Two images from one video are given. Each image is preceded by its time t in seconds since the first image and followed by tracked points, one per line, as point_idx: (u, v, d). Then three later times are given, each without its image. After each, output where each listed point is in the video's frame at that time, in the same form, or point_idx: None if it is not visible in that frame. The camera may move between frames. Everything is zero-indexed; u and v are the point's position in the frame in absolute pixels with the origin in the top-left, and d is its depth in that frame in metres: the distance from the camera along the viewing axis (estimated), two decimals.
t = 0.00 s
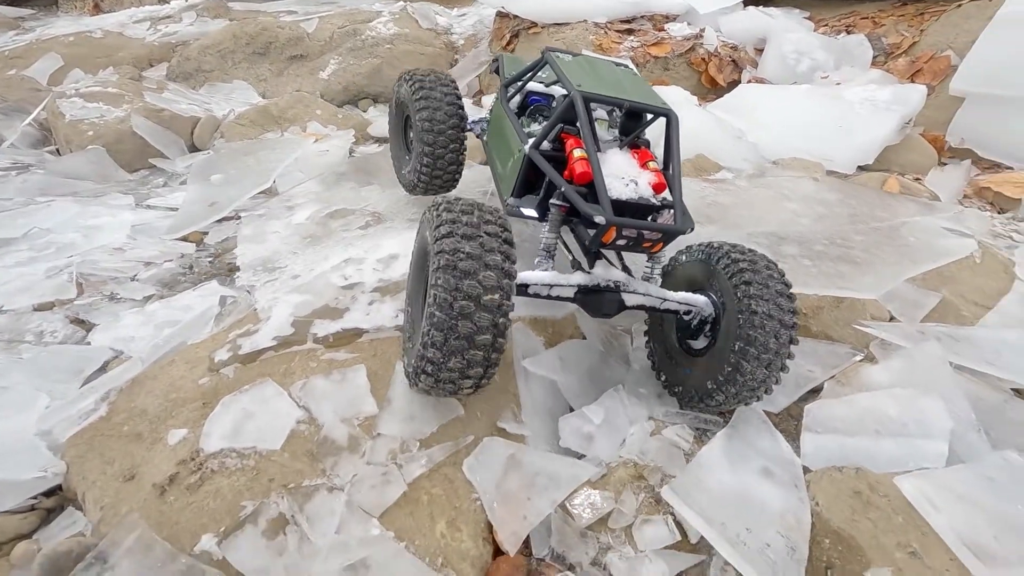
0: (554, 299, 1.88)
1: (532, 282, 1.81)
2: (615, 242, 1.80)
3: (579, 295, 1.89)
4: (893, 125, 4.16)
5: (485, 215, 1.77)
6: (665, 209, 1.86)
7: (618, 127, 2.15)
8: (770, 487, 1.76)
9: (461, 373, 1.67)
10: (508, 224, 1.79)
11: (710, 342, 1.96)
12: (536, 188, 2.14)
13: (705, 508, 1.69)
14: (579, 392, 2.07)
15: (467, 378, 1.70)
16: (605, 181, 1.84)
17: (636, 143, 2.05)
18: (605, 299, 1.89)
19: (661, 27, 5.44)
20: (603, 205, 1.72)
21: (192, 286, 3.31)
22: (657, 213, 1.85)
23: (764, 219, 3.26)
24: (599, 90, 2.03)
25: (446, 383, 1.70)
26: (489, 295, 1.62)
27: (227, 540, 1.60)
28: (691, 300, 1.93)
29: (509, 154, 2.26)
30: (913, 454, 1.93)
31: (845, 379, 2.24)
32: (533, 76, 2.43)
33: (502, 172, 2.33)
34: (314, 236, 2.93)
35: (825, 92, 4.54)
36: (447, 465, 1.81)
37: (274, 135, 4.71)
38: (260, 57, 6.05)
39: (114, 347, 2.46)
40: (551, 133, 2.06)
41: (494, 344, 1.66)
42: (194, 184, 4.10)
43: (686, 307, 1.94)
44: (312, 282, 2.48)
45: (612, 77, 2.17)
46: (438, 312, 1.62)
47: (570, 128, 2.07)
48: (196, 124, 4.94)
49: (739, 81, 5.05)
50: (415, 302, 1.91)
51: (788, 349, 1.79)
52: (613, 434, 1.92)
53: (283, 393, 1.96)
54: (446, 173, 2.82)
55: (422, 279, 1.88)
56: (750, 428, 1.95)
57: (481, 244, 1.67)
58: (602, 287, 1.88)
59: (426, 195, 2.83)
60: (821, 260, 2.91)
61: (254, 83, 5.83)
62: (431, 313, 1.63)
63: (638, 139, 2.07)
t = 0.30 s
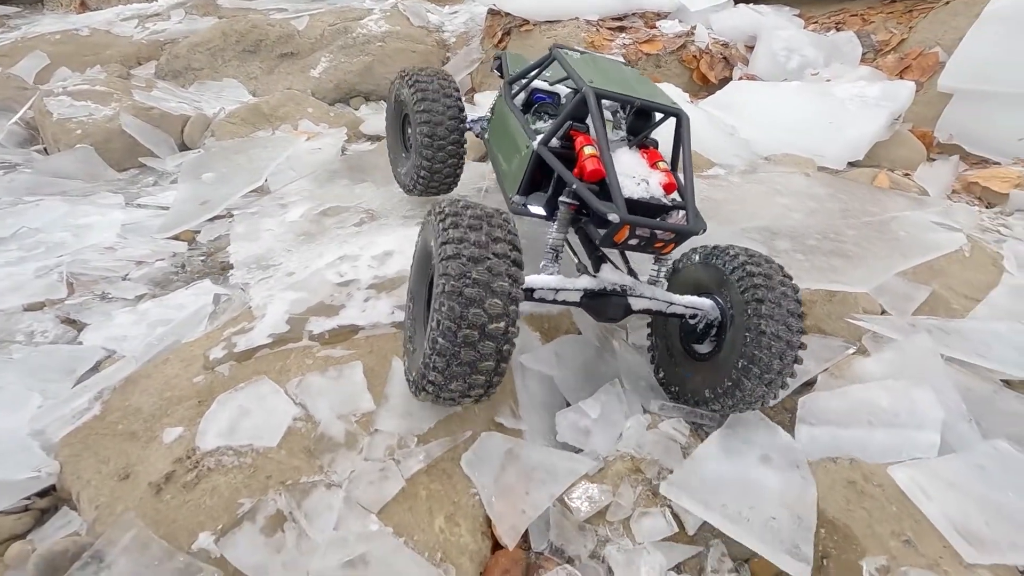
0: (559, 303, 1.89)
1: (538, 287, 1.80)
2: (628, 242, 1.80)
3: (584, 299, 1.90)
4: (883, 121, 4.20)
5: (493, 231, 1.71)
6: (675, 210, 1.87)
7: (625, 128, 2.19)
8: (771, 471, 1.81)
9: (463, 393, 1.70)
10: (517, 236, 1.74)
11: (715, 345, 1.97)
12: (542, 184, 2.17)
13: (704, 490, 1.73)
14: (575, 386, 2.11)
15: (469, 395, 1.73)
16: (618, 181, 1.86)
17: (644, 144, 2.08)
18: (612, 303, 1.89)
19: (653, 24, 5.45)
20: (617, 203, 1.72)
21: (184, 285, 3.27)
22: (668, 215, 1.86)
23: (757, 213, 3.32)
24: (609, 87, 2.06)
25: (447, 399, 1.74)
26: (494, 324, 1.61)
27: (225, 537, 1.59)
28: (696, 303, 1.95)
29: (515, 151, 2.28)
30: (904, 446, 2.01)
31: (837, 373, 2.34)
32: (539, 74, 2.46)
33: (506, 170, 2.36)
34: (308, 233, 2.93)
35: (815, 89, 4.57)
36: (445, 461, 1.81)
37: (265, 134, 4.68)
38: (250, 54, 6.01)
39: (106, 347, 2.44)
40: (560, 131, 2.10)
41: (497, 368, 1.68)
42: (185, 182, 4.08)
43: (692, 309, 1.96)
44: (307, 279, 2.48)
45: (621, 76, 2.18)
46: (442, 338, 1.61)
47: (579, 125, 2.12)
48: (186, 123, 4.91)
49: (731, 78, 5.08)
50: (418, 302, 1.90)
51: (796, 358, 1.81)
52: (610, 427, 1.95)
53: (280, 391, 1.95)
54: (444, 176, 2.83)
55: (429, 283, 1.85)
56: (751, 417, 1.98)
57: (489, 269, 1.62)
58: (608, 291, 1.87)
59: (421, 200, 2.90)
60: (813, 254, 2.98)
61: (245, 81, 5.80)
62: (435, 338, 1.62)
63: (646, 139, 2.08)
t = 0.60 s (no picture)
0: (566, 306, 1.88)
1: (544, 291, 1.80)
2: (637, 241, 1.81)
3: (592, 301, 1.89)
4: (874, 119, 4.22)
5: (497, 249, 1.68)
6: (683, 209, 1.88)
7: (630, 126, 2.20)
8: (773, 462, 1.82)
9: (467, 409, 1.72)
10: (522, 249, 1.72)
11: (724, 347, 1.99)
12: (547, 182, 2.18)
13: (710, 485, 1.74)
14: (571, 384, 2.15)
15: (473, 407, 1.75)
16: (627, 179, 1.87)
17: (650, 142, 2.09)
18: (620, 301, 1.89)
19: (646, 22, 5.47)
20: (628, 201, 1.73)
21: (177, 284, 3.25)
22: (676, 213, 1.87)
23: (750, 210, 3.35)
24: (615, 84, 2.07)
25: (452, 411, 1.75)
26: (498, 345, 1.61)
27: (221, 535, 1.59)
28: (705, 304, 1.97)
29: (519, 150, 2.28)
30: (897, 437, 2.05)
31: (830, 368, 2.35)
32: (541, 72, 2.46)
33: (510, 168, 2.36)
34: (302, 232, 2.92)
35: (808, 87, 4.60)
36: (441, 457, 1.81)
37: (259, 133, 4.67)
38: (242, 53, 5.99)
39: (99, 347, 2.43)
40: (565, 129, 2.11)
41: (500, 386, 1.69)
42: (178, 181, 4.06)
43: (700, 309, 1.97)
44: (301, 277, 2.47)
45: (624, 74, 2.19)
46: (446, 358, 1.62)
47: (584, 123, 2.13)
48: (179, 122, 4.88)
49: (724, 76, 5.10)
50: (422, 312, 1.89)
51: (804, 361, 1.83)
52: (605, 424, 1.99)
53: (275, 388, 1.95)
54: (441, 186, 2.86)
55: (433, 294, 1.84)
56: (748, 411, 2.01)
57: (494, 291, 1.61)
58: (615, 293, 1.88)
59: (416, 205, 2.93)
60: (805, 250, 3.00)
61: (237, 80, 5.77)
62: (439, 358, 1.63)
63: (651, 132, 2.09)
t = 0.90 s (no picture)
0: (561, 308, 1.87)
1: (538, 293, 1.79)
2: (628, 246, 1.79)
3: (586, 303, 1.88)
4: (869, 118, 4.22)
5: (493, 248, 1.65)
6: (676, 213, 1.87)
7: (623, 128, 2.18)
8: (769, 461, 1.81)
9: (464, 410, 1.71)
10: (517, 245, 1.70)
11: (716, 347, 1.96)
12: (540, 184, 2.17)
13: (707, 488, 1.73)
14: (567, 383, 2.13)
15: (468, 407, 1.73)
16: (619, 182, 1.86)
17: (643, 145, 2.08)
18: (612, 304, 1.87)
19: (642, 21, 5.47)
20: (619, 206, 1.71)
21: (170, 284, 3.22)
22: (669, 217, 1.85)
23: (746, 209, 3.35)
24: (609, 87, 2.05)
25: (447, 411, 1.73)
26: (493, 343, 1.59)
27: (214, 538, 1.57)
28: (697, 306, 1.94)
29: (513, 151, 2.27)
30: (893, 436, 2.04)
31: (826, 366, 2.35)
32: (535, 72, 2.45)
33: (503, 169, 2.34)
34: (296, 231, 2.90)
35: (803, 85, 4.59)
36: (437, 458, 1.79)
37: (253, 131, 4.63)
38: (236, 52, 5.96)
39: (91, 348, 2.40)
40: (559, 130, 2.10)
41: (496, 385, 1.67)
42: (172, 181, 4.03)
43: (695, 310, 1.94)
44: (295, 277, 2.45)
45: (618, 76, 2.19)
46: (439, 364, 1.61)
47: (578, 125, 2.11)
48: (172, 121, 4.85)
49: (719, 75, 5.09)
50: (417, 310, 1.87)
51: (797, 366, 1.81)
52: (601, 423, 1.98)
53: (268, 389, 1.93)
54: (434, 179, 2.84)
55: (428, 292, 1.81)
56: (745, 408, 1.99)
57: (487, 287, 1.59)
58: (610, 296, 1.86)
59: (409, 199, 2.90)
60: (801, 248, 3.00)
61: (231, 79, 5.74)
62: (433, 361, 1.62)
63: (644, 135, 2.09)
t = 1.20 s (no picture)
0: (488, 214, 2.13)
1: (463, 198, 2.07)
2: (534, 151, 2.27)
3: (510, 210, 2.14)
4: (864, 121, 4.14)
5: (423, 148, 2.03)
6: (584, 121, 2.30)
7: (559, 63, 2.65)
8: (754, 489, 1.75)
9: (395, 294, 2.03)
10: (424, 157, 2.02)
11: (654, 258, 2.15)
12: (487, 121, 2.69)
13: (690, 526, 1.68)
14: (551, 403, 2.05)
15: (394, 294, 2.07)
16: (527, 103, 2.32)
17: (573, 74, 2.54)
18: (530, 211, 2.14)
19: (635, 24, 5.42)
20: (513, 114, 2.19)
21: (147, 297, 3.12)
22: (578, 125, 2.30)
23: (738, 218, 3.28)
24: (529, 27, 2.50)
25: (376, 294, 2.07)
26: (394, 222, 1.92)
27: None
28: (632, 217, 2.12)
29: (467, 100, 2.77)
30: (889, 458, 1.96)
31: (820, 385, 2.26)
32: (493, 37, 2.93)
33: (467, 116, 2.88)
34: (276, 242, 2.81)
35: (797, 89, 4.52)
36: (411, 488, 1.71)
37: (238, 136, 4.54)
38: (224, 54, 5.87)
39: (57, 366, 2.30)
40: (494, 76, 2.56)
41: (406, 264, 1.98)
42: (153, 188, 3.94)
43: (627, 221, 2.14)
44: (270, 292, 2.37)
45: (550, 21, 2.60)
46: (372, 244, 1.94)
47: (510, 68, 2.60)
48: (157, 126, 4.75)
49: (713, 79, 5.01)
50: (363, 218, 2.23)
51: (712, 257, 2.01)
52: (587, 447, 1.92)
53: (235, 415, 1.84)
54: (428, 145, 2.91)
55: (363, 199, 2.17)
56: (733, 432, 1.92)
57: (386, 189, 1.93)
58: (531, 202, 2.12)
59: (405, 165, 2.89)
60: (793, 259, 2.92)
61: (219, 82, 5.64)
62: (365, 244, 1.95)
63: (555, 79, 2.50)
